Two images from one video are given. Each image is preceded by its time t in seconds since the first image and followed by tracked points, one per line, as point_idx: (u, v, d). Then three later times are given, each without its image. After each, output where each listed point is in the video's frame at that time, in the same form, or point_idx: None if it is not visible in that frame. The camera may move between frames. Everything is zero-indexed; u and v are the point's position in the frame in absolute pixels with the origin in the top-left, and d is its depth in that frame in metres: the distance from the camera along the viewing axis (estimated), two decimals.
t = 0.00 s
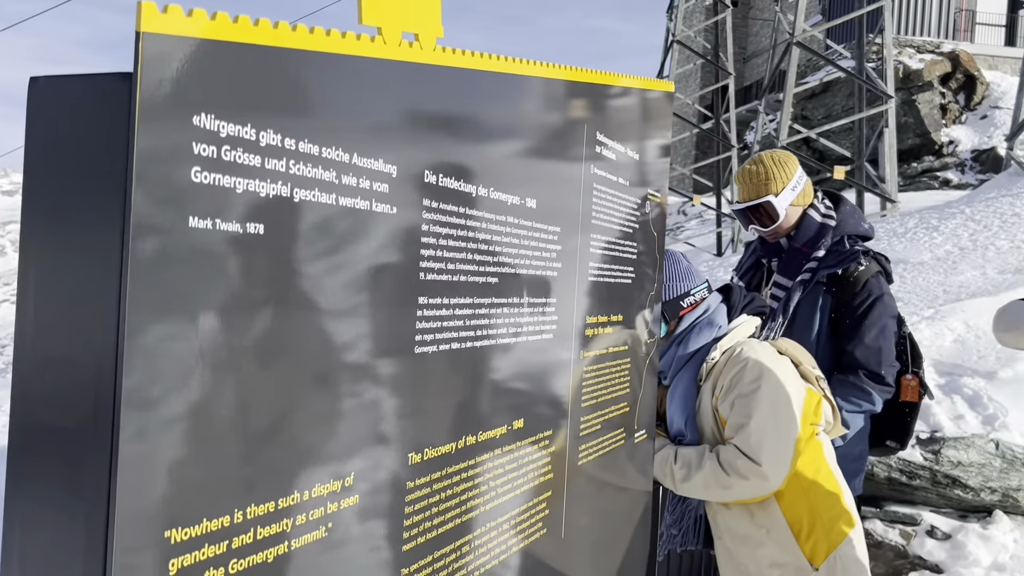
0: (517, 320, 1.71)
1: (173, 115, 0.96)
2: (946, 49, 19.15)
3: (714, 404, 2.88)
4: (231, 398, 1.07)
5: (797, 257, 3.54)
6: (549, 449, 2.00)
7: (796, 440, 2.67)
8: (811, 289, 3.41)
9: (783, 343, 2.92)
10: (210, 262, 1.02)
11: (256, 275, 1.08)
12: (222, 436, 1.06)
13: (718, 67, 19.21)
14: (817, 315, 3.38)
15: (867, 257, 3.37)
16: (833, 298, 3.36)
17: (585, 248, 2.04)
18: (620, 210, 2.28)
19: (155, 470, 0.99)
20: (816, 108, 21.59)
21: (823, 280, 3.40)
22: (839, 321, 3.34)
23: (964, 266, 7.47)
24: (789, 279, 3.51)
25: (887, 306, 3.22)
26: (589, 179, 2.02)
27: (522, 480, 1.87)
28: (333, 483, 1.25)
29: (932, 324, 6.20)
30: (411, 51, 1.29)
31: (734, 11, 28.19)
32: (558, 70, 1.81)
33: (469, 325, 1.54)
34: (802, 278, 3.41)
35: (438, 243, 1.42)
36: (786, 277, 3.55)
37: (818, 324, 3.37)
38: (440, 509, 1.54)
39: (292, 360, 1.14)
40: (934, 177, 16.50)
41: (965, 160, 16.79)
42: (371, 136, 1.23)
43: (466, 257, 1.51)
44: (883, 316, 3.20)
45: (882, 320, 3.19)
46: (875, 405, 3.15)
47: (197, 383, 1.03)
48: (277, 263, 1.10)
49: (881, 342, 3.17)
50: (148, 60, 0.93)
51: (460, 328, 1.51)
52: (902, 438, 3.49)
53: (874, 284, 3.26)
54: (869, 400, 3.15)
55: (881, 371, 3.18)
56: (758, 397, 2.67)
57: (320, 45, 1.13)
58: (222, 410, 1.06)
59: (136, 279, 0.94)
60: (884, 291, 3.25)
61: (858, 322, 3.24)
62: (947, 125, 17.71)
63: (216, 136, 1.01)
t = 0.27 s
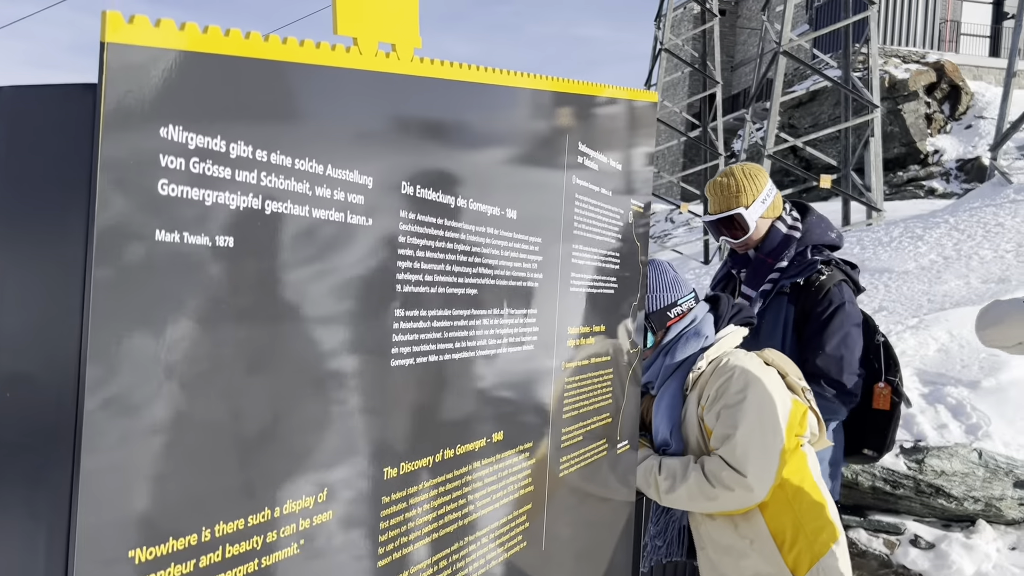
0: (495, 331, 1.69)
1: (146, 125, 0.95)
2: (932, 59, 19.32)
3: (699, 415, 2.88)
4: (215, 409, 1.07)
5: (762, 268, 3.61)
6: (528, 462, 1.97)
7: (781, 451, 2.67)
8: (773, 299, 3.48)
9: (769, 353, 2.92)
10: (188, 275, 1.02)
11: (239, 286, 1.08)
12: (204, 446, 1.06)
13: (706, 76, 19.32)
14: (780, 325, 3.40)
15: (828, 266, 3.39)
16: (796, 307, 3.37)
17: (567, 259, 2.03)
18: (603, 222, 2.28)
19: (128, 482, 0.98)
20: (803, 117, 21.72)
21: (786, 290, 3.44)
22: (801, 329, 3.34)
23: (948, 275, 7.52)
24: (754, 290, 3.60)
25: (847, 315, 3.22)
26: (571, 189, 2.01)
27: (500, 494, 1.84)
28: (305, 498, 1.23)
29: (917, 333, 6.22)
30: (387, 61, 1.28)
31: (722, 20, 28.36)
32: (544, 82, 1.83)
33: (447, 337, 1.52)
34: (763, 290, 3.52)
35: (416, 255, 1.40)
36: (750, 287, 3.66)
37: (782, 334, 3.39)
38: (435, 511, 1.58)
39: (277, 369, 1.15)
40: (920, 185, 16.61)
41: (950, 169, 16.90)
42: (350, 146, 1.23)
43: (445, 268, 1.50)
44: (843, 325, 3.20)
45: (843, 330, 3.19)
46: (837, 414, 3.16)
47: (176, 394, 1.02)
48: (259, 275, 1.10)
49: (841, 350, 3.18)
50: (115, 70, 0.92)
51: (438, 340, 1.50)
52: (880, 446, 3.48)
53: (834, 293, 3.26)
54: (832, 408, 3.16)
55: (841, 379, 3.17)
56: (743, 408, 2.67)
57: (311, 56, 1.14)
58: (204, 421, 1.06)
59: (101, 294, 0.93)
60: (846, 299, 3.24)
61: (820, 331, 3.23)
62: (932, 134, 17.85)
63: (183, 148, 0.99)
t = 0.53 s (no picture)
0: (483, 338, 1.68)
1: (131, 135, 0.95)
2: (923, 67, 19.46)
3: (691, 420, 2.88)
4: (207, 415, 1.07)
5: (749, 274, 3.61)
6: (518, 469, 1.96)
7: (774, 456, 2.66)
8: (759, 305, 3.48)
9: (761, 359, 2.92)
10: (176, 283, 1.01)
11: (228, 293, 1.08)
12: (195, 453, 1.06)
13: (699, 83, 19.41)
14: (766, 331, 3.40)
15: (812, 273, 3.42)
16: (781, 313, 3.38)
17: (556, 266, 2.02)
18: (592, 228, 2.27)
19: (116, 492, 0.97)
20: (795, 124, 21.83)
21: (771, 296, 3.45)
22: (787, 335, 3.34)
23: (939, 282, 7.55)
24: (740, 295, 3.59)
25: (832, 321, 3.23)
26: (560, 196, 2.01)
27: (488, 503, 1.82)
28: (292, 507, 1.22)
29: (909, 340, 6.25)
30: (374, 69, 1.28)
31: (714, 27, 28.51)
32: (536, 89, 1.82)
33: (434, 344, 1.51)
34: (749, 295, 3.52)
35: (405, 261, 1.40)
36: (737, 292, 3.66)
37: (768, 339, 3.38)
38: (450, 509, 1.66)
39: (270, 376, 1.15)
40: (912, 192, 16.71)
41: (941, 176, 16.98)
42: (339, 152, 1.22)
43: (433, 275, 1.49)
44: (827, 331, 3.21)
45: (828, 335, 3.20)
46: (824, 418, 3.14)
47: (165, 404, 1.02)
48: (250, 283, 1.10)
49: (827, 355, 3.18)
50: (100, 80, 0.91)
51: (426, 347, 1.49)
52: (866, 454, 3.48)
53: (819, 299, 3.27)
54: (818, 413, 3.14)
55: (826, 385, 3.17)
56: (735, 413, 2.67)
57: (302, 64, 1.14)
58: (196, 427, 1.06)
59: (84, 304, 0.92)
60: (830, 306, 3.26)
61: (805, 336, 3.24)
62: (924, 141, 17.95)
63: (167, 155, 0.99)
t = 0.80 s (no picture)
0: (484, 344, 1.68)
1: (127, 143, 0.94)
2: (920, 72, 19.51)
3: (691, 427, 2.87)
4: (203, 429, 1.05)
5: (754, 280, 3.60)
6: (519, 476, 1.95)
7: (773, 463, 2.68)
8: (765, 311, 3.48)
9: (762, 366, 2.91)
10: (172, 292, 1.00)
11: (225, 305, 1.07)
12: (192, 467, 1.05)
13: (696, 89, 19.42)
14: (772, 337, 3.39)
15: (819, 280, 3.42)
16: (787, 320, 3.38)
17: (556, 273, 2.02)
18: (592, 233, 2.27)
19: (110, 506, 0.96)
20: (793, 129, 21.87)
21: (777, 302, 3.45)
22: (793, 342, 3.34)
23: (938, 287, 7.56)
24: (745, 301, 3.57)
25: (839, 328, 3.23)
26: (560, 202, 2.01)
27: (490, 512, 1.81)
28: (288, 520, 1.21)
29: (908, 345, 6.25)
30: (373, 76, 1.27)
31: (712, 33, 28.58)
32: (536, 97, 1.83)
33: (435, 352, 1.51)
34: (755, 301, 3.51)
35: (404, 269, 1.39)
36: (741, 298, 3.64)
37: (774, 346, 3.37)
38: (459, 518, 1.68)
39: (269, 387, 1.14)
40: (910, 197, 16.72)
41: (939, 181, 16.98)
42: (338, 162, 1.22)
43: (432, 283, 1.48)
44: (835, 338, 3.21)
45: (835, 342, 3.20)
46: (830, 425, 3.13)
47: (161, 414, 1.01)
48: (246, 293, 1.09)
49: (834, 363, 3.18)
50: (96, 90, 0.90)
51: (425, 356, 1.48)
52: (865, 460, 3.48)
53: (826, 306, 3.28)
54: (824, 420, 3.13)
55: (834, 392, 3.16)
56: (734, 420, 2.66)
57: (302, 72, 1.14)
58: (192, 441, 1.05)
59: (82, 313, 0.91)
60: (837, 313, 3.26)
61: (812, 345, 3.24)
62: (922, 146, 17.98)
63: (165, 165, 0.98)
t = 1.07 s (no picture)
0: (485, 356, 1.69)
1: (127, 165, 0.95)
2: (922, 76, 19.49)
3: (692, 437, 2.86)
4: (205, 447, 1.06)
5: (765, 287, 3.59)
6: (521, 488, 1.95)
7: (775, 473, 2.68)
8: (776, 319, 3.45)
9: (763, 374, 2.91)
10: (172, 311, 1.01)
11: (224, 322, 1.07)
12: (194, 483, 1.06)
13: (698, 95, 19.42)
14: (783, 345, 3.39)
15: (830, 288, 3.43)
16: (799, 328, 3.38)
17: (557, 284, 2.02)
18: (593, 245, 2.28)
19: (115, 523, 0.97)
20: (795, 134, 21.86)
21: (788, 310, 3.45)
22: (804, 351, 3.35)
23: (941, 292, 7.55)
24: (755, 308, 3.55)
25: (850, 337, 3.23)
26: (560, 214, 2.02)
27: (491, 524, 1.81)
28: (290, 536, 1.21)
29: (912, 351, 6.23)
30: (372, 93, 1.28)
31: (713, 39, 28.60)
32: (536, 110, 1.84)
33: (435, 366, 1.51)
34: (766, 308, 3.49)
35: (405, 284, 1.40)
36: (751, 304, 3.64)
37: (785, 355, 3.37)
38: (461, 530, 1.69)
39: (271, 404, 1.15)
40: (913, 201, 16.69)
41: (942, 185, 16.95)
42: (338, 179, 1.23)
43: (432, 298, 1.49)
44: (847, 347, 3.22)
45: (847, 352, 3.21)
46: (842, 435, 3.13)
47: (162, 432, 1.02)
48: (244, 311, 1.10)
49: (847, 372, 3.18)
50: (96, 115, 0.91)
51: (426, 370, 1.48)
52: (874, 467, 3.49)
53: (838, 315, 3.28)
54: (835, 430, 3.14)
55: (846, 402, 3.16)
56: (735, 430, 2.66)
57: (303, 92, 1.15)
58: (196, 457, 1.06)
59: (83, 328, 0.92)
60: (849, 322, 3.27)
61: (823, 354, 3.24)
62: (924, 150, 17.96)
63: (166, 187, 0.99)
